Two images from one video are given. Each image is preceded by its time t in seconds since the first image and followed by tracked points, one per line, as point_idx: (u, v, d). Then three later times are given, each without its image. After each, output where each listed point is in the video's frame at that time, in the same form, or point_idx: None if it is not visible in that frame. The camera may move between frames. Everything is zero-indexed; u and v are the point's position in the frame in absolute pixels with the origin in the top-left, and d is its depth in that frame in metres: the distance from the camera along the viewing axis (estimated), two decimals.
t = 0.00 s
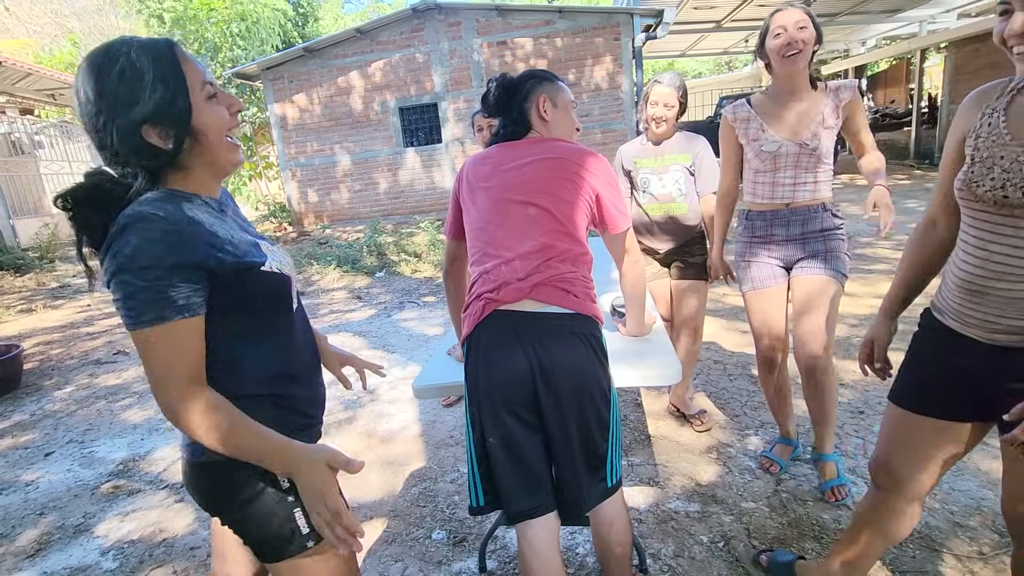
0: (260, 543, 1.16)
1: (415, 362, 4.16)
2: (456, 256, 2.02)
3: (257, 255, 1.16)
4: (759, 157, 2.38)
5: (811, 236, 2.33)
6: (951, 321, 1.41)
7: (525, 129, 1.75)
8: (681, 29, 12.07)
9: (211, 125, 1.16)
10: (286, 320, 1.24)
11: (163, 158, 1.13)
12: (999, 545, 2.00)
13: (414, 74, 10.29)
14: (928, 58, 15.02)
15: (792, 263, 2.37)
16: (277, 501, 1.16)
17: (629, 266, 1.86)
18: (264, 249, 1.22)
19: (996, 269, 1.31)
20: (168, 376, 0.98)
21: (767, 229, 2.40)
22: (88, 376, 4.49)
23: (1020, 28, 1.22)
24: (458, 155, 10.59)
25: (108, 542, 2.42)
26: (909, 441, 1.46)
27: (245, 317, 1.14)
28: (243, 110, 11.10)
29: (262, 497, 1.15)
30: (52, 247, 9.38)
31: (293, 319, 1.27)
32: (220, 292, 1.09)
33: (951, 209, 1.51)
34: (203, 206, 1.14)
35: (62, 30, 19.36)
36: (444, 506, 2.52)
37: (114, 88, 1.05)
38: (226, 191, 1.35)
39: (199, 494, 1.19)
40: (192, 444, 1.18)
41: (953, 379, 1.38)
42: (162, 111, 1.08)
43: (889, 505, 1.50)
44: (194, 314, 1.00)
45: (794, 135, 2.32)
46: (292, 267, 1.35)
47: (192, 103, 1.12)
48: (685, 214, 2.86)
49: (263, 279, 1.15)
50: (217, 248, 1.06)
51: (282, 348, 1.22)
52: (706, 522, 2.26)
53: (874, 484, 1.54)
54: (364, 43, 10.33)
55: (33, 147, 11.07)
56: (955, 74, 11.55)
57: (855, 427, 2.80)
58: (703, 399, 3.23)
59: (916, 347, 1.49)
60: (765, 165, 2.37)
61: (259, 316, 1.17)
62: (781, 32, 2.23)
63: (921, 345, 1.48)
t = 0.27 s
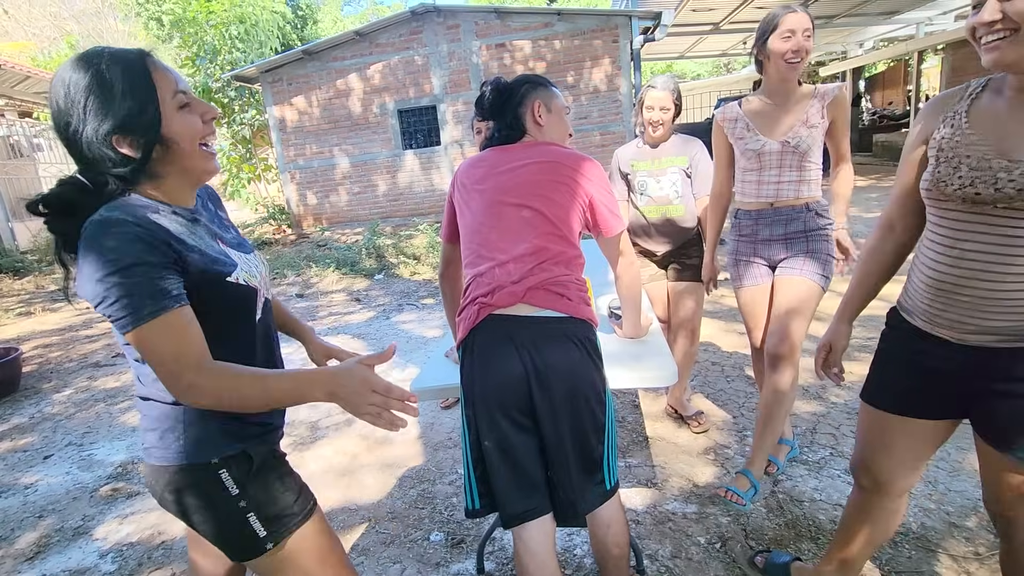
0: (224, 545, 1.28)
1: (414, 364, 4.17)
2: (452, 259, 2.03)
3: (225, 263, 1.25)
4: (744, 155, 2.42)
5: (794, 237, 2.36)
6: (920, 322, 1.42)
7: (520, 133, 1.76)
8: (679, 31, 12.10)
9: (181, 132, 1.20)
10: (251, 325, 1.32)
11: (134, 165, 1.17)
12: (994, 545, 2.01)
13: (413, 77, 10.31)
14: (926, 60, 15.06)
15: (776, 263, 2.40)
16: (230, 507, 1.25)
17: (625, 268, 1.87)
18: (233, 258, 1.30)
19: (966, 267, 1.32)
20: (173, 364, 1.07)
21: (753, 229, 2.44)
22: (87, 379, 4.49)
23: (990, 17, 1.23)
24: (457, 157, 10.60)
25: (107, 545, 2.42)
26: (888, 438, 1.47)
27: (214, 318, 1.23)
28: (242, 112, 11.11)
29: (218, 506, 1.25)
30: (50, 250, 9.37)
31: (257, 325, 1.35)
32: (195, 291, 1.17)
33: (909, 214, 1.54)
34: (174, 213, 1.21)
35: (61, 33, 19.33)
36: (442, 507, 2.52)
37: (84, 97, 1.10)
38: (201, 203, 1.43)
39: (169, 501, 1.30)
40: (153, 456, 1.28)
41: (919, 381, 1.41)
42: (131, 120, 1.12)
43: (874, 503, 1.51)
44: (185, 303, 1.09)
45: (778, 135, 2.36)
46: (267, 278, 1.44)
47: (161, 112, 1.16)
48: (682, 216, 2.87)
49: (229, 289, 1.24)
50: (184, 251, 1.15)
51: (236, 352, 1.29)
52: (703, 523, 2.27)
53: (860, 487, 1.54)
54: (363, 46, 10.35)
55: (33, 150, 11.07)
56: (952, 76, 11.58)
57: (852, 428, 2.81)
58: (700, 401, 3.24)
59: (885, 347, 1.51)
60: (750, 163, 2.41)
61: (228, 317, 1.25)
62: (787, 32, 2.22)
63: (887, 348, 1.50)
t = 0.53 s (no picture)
0: (239, 559, 1.27)
1: (412, 365, 4.17)
2: (447, 260, 2.03)
3: (256, 274, 1.24)
4: (734, 153, 2.42)
5: (781, 236, 2.37)
6: (920, 325, 1.43)
7: (513, 135, 1.77)
8: (677, 32, 12.12)
9: (207, 140, 1.18)
10: (277, 337, 1.30)
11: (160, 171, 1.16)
12: (992, 544, 2.02)
13: (411, 78, 10.31)
14: (922, 61, 15.10)
15: (765, 263, 2.42)
16: (251, 524, 1.25)
17: (619, 269, 1.87)
18: (263, 269, 1.29)
19: (962, 268, 1.33)
20: (207, 376, 1.09)
21: (745, 230, 2.48)
22: (85, 381, 4.48)
23: (969, 24, 1.24)
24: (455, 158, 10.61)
25: (105, 547, 2.41)
26: (887, 441, 1.47)
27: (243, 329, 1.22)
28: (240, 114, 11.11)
29: (236, 521, 1.24)
30: (48, 252, 9.35)
31: (284, 338, 1.33)
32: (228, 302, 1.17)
33: (904, 216, 1.55)
34: (206, 222, 1.20)
35: (59, 35, 19.33)
36: (440, 508, 2.52)
37: (113, 98, 1.09)
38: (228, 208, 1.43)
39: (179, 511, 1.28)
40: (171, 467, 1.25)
41: (915, 383, 1.42)
42: (160, 124, 1.11)
43: (870, 503, 1.52)
44: (224, 323, 1.10)
45: (767, 135, 2.36)
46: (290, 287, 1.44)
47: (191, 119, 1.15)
48: (679, 215, 2.87)
49: (263, 300, 1.24)
50: (217, 262, 1.14)
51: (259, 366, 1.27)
52: (702, 523, 2.27)
53: (859, 488, 1.55)
54: (360, 47, 10.35)
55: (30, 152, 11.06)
56: (949, 77, 11.61)
57: (849, 428, 2.82)
58: (699, 401, 3.24)
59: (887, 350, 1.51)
60: (739, 161, 2.41)
61: (255, 327, 1.24)
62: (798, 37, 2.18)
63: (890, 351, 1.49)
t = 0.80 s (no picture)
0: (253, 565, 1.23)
1: (411, 366, 4.16)
2: (446, 261, 2.03)
3: (313, 285, 1.18)
4: (730, 154, 2.43)
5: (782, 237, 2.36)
6: (936, 329, 1.43)
7: (515, 137, 1.79)
8: (675, 33, 12.13)
9: (292, 155, 1.11)
10: (326, 346, 1.27)
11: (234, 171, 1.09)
12: (991, 543, 2.02)
13: (409, 79, 10.31)
14: (920, 61, 15.13)
15: (767, 260, 2.44)
16: (276, 527, 1.23)
17: (619, 269, 1.87)
18: (319, 275, 1.24)
19: (975, 272, 1.33)
20: (239, 401, 1.00)
21: (743, 232, 2.48)
22: (82, 382, 4.47)
23: (963, 36, 1.24)
24: (452, 158, 10.60)
25: (102, 550, 2.40)
26: (902, 438, 1.47)
27: (297, 339, 1.18)
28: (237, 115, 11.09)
29: (260, 524, 1.22)
30: (44, 253, 9.33)
31: (332, 346, 1.30)
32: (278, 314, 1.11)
33: (914, 218, 1.56)
34: (269, 224, 1.14)
35: (55, 35, 19.28)
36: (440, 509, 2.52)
37: (220, 91, 1.02)
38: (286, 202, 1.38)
39: (198, 508, 1.24)
40: (205, 460, 1.22)
41: (927, 380, 1.42)
42: (255, 128, 1.04)
43: (878, 505, 1.52)
44: (266, 345, 1.02)
45: (763, 136, 2.37)
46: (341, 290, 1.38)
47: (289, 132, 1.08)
48: (677, 214, 2.87)
49: (317, 310, 1.19)
50: (279, 273, 1.08)
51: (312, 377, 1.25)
52: (701, 523, 2.27)
53: (865, 489, 1.55)
54: (358, 48, 10.34)
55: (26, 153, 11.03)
56: (946, 77, 11.63)
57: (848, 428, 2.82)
58: (698, 401, 3.24)
59: (905, 349, 1.51)
60: (736, 161, 2.43)
61: (302, 337, 1.19)
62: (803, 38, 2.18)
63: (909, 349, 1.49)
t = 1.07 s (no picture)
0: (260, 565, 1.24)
1: (408, 367, 4.16)
2: (445, 260, 2.02)
3: (344, 282, 1.19)
4: (740, 152, 2.42)
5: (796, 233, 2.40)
6: (937, 330, 1.42)
7: (515, 137, 1.80)
8: (671, 33, 12.14)
9: (325, 153, 1.11)
10: (347, 347, 1.27)
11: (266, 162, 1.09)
12: (987, 542, 2.02)
13: (405, 79, 10.29)
14: (915, 61, 15.19)
15: (778, 257, 2.45)
16: (282, 530, 1.23)
17: (618, 270, 1.86)
18: (348, 272, 1.25)
19: (978, 270, 1.32)
20: (247, 399, 0.95)
21: (753, 230, 2.48)
22: (76, 385, 4.45)
23: (965, 39, 1.24)
24: (449, 159, 10.60)
25: (97, 553, 2.39)
26: (899, 440, 1.47)
27: (320, 339, 1.17)
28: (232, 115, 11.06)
29: (268, 528, 1.22)
30: (39, 255, 9.28)
31: (354, 345, 1.31)
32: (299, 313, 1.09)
33: (910, 219, 1.55)
34: (300, 217, 1.16)
35: (49, 35, 19.19)
36: (437, 510, 2.51)
37: (261, 86, 1.02)
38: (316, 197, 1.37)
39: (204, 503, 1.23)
40: (215, 459, 1.20)
41: (928, 380, 1.42)
42: (292, 124, 1.02)
43: (877, 505, 1.51)
44: (286, 337, 0.98)
45: (774, 134, 2.39)
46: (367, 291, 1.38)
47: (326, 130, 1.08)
48: (671, 211, 2.86)
49: (343, 310, 1.19)
50: (312, 273, 1.07)
51: (328, 382, 1.25)
52: (699, 523, 2.27)
53: (863, 489, 1.55)
54: (354, 48, 10.32)
55: (20, 153, 10.98)
56: (940, 77, 11.68)
57: (844, 427, 2.82)
58: (695, 401, 3.24)
59: (904, 349, 1.50)
60: (745, 160, 2.43)
61: (328, 338, 1.19)
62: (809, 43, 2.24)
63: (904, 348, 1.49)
